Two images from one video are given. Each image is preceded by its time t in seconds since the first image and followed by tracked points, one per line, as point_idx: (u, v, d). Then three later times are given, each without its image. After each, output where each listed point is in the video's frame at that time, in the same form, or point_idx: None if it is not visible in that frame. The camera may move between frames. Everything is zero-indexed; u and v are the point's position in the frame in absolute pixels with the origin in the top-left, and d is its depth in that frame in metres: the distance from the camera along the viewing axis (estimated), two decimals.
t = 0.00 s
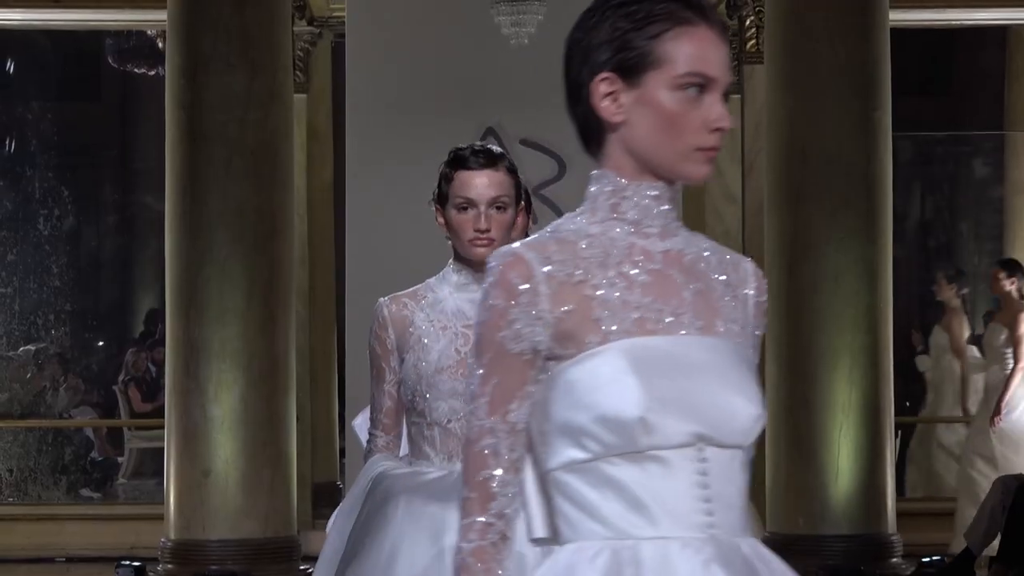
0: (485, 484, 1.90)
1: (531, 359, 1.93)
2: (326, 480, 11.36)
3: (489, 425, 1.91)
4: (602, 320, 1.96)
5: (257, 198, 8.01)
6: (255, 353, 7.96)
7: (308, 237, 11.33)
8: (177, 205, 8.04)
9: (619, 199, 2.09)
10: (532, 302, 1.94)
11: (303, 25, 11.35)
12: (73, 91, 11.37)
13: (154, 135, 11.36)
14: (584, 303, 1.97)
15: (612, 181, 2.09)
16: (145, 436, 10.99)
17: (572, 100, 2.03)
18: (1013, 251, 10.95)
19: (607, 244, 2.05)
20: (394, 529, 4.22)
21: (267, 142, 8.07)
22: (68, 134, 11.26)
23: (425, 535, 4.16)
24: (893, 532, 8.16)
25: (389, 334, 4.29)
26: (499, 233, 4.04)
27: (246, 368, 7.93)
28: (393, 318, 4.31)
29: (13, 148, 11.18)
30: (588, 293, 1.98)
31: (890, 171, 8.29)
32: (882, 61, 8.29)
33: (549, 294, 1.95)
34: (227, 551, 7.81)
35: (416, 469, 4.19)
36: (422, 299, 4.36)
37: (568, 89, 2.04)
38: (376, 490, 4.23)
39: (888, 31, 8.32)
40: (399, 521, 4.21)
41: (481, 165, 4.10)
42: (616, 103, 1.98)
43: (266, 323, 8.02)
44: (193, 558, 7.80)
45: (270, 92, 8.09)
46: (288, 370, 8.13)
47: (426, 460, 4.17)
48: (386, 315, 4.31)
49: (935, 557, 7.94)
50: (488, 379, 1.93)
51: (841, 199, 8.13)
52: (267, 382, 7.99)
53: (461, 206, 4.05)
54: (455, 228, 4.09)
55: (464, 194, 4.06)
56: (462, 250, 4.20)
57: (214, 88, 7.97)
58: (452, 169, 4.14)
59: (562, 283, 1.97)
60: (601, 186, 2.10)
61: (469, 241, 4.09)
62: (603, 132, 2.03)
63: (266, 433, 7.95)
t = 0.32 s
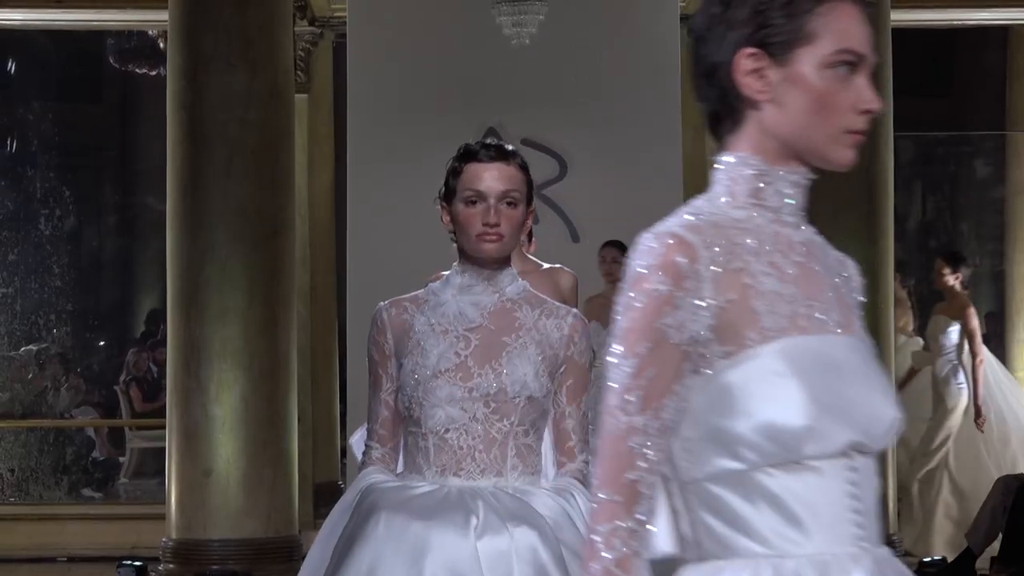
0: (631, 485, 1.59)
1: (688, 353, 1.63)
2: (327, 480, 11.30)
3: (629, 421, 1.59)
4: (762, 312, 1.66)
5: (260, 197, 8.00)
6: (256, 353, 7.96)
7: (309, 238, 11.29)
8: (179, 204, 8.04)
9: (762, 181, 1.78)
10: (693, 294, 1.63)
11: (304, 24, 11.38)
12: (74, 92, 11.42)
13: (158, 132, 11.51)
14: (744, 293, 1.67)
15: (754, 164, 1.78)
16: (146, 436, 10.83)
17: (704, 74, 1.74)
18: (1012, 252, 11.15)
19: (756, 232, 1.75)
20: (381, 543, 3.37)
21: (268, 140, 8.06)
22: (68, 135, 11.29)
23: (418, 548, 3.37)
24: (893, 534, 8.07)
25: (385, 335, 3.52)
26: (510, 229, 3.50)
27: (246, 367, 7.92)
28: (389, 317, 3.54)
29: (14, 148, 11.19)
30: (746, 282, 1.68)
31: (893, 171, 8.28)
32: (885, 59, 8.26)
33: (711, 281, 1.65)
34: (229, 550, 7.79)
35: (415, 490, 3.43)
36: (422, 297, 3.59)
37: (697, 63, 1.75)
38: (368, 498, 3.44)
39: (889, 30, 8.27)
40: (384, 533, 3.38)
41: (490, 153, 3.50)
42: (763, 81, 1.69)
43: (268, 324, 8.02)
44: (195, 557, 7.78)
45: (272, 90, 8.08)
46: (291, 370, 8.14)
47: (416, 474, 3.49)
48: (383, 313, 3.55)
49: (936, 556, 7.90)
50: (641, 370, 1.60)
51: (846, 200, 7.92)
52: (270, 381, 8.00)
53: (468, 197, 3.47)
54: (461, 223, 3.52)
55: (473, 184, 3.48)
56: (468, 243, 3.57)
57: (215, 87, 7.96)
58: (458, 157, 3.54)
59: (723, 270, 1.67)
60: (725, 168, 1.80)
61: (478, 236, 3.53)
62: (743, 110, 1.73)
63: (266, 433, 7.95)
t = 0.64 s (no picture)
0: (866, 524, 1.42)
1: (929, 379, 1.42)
2: (328, 471, 11.25)
3: (868, 444, 1.43)
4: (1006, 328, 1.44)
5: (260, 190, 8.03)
6: (257, 344, 7.96)
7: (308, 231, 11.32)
8: (180, 196, 8.06)
9: (995, 187, 1.55)
10: (930, 314, 1.44)
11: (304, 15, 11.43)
12: (77, 84, 11.20)
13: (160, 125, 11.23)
14: (987, 309, 1.46)
15: (976, 173, 1.54)
16: (148, 426, 10.89)
17: (917, 78, 1.53)
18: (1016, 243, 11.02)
19: (993, 240, 1.52)
20: (377, 540, 2.86)
21: (268, 132, 8.08)
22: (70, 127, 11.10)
23: (420, 542, 2.85)
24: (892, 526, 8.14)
25: (377, 322, 3.07)
26: (508, 206, 3.03)
27: (247, 358, 7.93)
28: (383, 303, 3.09)
29: (15, 139, 11.04)
30: (985, 293, 1.47)
31: (893, 162, 8.31)
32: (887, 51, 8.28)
33: (950, 295, 1.45)
34: (230, 541, 7.84)
35: (413, 486, 2.93)
36: (419, 282, 3.13)
37: (900, 67, 1.55)
38: (364, 497, 2.94)
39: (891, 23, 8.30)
40: (383, 530, 2.87)
41: (483, 122, 3.05)
42: (986, 81, 1.48)
43: (269, 315, 8.03)
44: (196, 549, 7.83)
45: (273, 83, 8.12)
46: (292, 362, 8.14)
47: (417, 468, 3.01)
48: (374, 299, 3.10)
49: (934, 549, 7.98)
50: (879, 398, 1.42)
51: (847, 194, 8.11)
52: (271, 371, 8.00)
53: (464, 172, 3.03)
54: (452, 203, 3.06)
55: (471, 159, 3.02)
56: (460, 225, 3.10)
57: (217, 81, 8.00)
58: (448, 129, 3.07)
59: (962, 284, 1.46)
60: (941, 190, 1.55)
61: (472, 214, 3.04)
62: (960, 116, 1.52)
63: (267, 424, 7.95)
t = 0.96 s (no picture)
0: None
1: None
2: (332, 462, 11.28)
3: None
4: None
5: (262, 181, 8.01)
6: (261, 334, 7.95)
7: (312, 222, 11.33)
8: (184, 186, 8.06)
9: None
10: None
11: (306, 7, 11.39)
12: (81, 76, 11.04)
13: (163, 114, 11.01)
14: None
15: None
16: (151, 417, 10.78)
17: None
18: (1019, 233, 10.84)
19: None
20: (403, 555, 2.37)
21: (272, 121, 8.07)
22: (74, 117, 10.97)
23: (455, 557, 2.38)
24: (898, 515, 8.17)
25: (366, 325, 2.65)
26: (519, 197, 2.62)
27: (250, 349, 7.93)
28: (373, 306, 2.67)
29: (19, 129, 10.96)
30: None
31: (897, 155, 8.29)
32: (890, 45, 8.27)
33: None
34: (233, 531, 7.83)
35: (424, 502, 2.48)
36: (411, 284, 2.71)
37: None
38: (375, 516, 2.47)
39: (894, 16, 8.29)
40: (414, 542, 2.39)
41: (484, 108, 2.63)
42: None
43: (273, 306, 8.00)
44: (199, 539, 7.83)
45: (277, 72, 8.11)
46: (296, 354, 8.12)
47: (423, 482, 2.59)
48: (361, 303, 2.67)
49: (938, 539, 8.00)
50: None
51: (845, 183, 8.12)
52: (275, 363, 7.99)
53: (471, 164, 2.61)
54: (454, 196, 2.64)
55: (477, 151, 2.60)
56: (460, 217, 2.69)
57: (219, 72, 8.00)
58: (443, 117, 2.64)
59: None
60: None
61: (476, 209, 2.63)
62: None
63: (271, 414, 7.95)
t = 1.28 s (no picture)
0: None
1: None
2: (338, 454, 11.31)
3: None
4: None
5: (267, 172, 8.01)
6: (267, 326, 7.96)
7: (317, 212, 11.32)
8: (189, 179, 8.07)
9: None
10: None
11: None
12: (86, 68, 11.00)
13: (168, 106, 10.98)
14: None
15: None
16: (156, 410, 10.77)
17: None
18: None
19: None
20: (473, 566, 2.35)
21: (277, 114, 8.07)
22: (79, 110, 10.90)
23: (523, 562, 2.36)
24: (902, 508, 8.20)
25: (388, 311, 2.58)
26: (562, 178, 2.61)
27: (256, 341, 7.94)
28: (394, 289, 2.59)
29: (23, 122, 10.85)
30: None
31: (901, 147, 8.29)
32: (895, 38, 8.27)
33: None
34: (239, 522, 7.86)
35: (467, 502, 2.45)
36: (430, 265, 2.66)
37: None
38: (421, 518, 2.43)
39: (899, 8, 8.28)
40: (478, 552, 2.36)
41: (527, 84, 2.61)
42: None
43: (278, 298, 8.00)
44: (204, 530, 7.86)
45: (282, 64, 8.11)
46: (300, 345, 8.12)
47: (453, 480, 2.53)
48: (382, 284, 2.60)
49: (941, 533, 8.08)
50: None
51: (851, 175, 8.11)
52: (281, 354, 8.00)
53: (518, 145, 2.58)
54: (495, 175, 2.61)
55: (527, 132, 2.58)
56: (492, 196, 2.66)
57: (224, 64, 8.00)
58: (485, 91, 2.61)
59: None
60: None
61: (518, 191, 2.60)
62: None
63: (277, 407, 7.96)
